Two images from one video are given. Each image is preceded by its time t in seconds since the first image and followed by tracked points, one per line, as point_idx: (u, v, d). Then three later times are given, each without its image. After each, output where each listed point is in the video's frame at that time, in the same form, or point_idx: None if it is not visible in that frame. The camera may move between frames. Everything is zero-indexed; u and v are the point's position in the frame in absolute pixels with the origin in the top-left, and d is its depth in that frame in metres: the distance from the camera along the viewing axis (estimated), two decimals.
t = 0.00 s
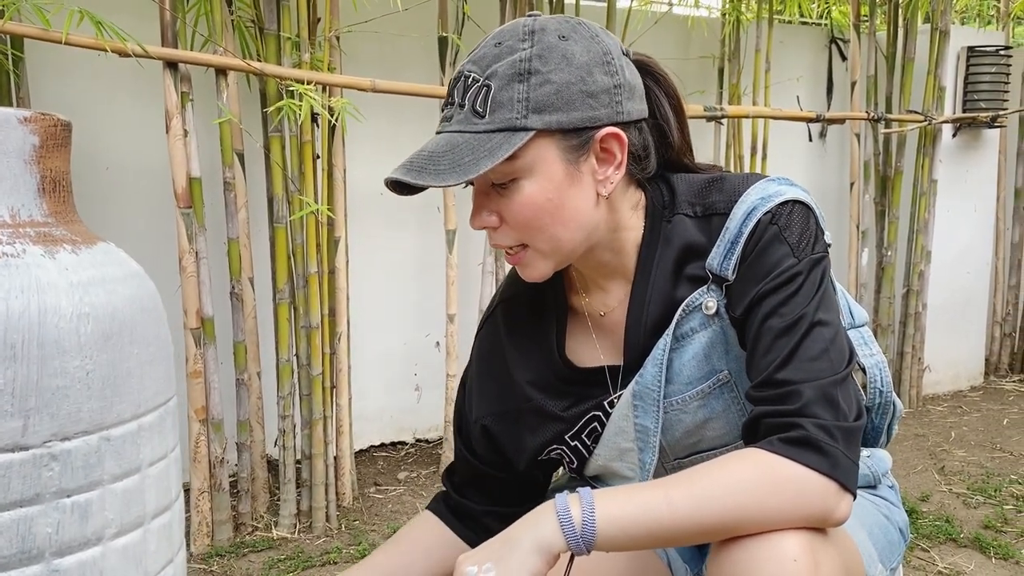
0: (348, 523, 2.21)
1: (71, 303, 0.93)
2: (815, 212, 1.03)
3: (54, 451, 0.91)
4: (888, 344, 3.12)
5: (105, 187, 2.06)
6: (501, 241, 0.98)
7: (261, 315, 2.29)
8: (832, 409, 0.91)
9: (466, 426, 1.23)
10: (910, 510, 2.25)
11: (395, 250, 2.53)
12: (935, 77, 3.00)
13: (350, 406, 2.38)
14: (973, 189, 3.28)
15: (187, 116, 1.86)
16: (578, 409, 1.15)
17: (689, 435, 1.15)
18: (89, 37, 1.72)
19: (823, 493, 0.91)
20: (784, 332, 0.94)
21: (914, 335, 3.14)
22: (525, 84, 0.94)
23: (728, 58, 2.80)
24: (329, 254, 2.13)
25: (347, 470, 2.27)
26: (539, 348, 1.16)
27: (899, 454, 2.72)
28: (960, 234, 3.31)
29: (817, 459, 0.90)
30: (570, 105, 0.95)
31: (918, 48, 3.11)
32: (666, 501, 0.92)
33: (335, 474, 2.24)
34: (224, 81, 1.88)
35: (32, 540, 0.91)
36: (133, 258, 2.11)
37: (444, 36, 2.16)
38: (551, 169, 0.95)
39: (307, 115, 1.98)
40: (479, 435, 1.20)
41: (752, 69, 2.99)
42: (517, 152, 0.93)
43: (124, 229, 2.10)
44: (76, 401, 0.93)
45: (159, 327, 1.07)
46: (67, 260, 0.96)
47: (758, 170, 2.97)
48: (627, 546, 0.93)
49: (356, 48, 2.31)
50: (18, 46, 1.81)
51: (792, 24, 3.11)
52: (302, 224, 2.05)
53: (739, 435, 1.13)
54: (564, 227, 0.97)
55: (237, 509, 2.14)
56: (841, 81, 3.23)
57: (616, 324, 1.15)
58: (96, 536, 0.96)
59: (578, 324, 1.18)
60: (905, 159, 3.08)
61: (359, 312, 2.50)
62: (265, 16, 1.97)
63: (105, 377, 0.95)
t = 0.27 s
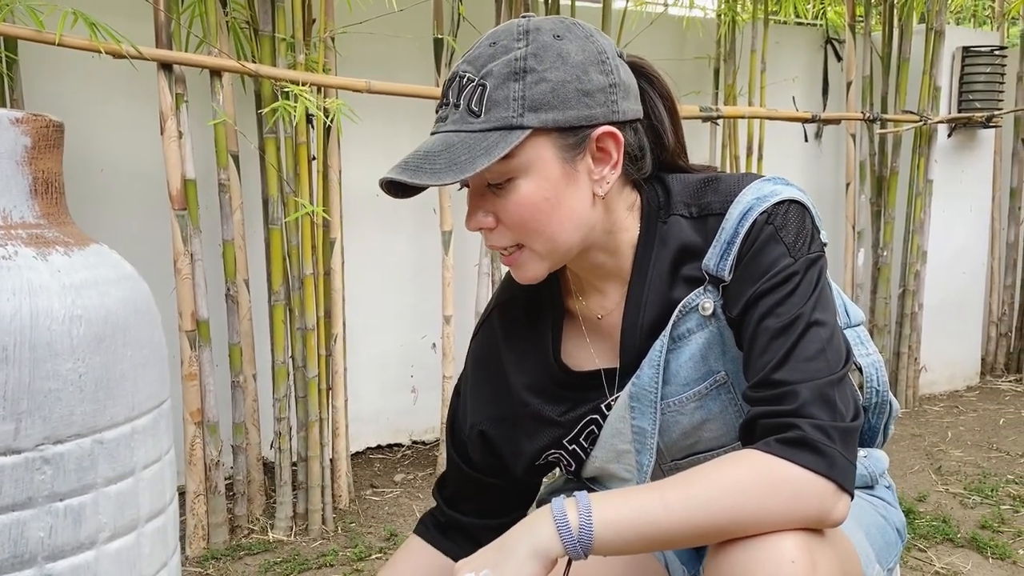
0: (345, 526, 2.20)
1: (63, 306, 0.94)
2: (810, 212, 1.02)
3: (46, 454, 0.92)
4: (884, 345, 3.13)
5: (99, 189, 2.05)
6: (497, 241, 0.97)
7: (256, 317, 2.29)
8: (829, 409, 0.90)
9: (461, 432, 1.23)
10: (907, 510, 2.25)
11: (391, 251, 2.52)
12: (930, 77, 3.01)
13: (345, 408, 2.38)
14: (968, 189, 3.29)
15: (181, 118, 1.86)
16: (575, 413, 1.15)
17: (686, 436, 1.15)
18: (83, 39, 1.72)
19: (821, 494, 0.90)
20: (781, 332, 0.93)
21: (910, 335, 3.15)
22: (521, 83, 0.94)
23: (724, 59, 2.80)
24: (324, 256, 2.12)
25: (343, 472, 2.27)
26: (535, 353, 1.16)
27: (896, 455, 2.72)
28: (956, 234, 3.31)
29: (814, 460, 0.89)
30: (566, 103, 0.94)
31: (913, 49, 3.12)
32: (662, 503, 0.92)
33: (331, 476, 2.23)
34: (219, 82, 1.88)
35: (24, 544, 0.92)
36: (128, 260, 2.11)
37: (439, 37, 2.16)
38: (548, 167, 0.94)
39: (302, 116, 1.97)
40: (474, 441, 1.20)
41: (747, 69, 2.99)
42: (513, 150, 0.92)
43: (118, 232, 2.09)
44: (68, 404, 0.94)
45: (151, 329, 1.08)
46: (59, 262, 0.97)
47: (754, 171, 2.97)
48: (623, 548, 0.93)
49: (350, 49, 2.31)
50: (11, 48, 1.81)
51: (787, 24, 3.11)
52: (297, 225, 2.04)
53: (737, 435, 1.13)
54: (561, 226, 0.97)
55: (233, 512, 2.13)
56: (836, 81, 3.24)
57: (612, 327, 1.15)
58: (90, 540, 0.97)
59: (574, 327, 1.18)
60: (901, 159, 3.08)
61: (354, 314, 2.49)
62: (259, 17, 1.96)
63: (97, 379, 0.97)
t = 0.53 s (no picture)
0: (340, 531, 2.20)
1: (55, 317, 0.99)
2: (806, 220, 1.03)
3: (38, 466, 0.97)
4: (879, 347, 3.13)
5: (94, 195, 2.05)
6: (494, 248, 0.97)
7: (252, 322, 2.29)
8: (825, 417, 0.91)
9: (458, 438, 1.23)
10: (903, 513, 2.26)
11: (386, 256, 2.52)
12: (924, 80, 3.02)
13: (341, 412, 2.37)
14: (962, 192, 3.29)
15: (176, 123, 1.85)
16: (570, 419, 1.15)
17: (681, 443, 1.15)
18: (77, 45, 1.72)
19: (816, 503, 0.91)
20: (777, 340, 0.93)
21: (905, 338, 3.15)
22: (521, 90, 0.94)
23: (719, 63, 2.80)
24: (320, 261, 2.12)
25: (339, 477, 2.26)
26: (530, 359, 1.16)
27: (891, 458, 2.72)
28: (951, 237, 3.32)
29: (810, 468, 0.90)
30: (566, 111, 0.95)
31: (907, 52, 3.13)
32: (657, 509, 0.92)
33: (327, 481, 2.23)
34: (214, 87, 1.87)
35: (17, 556, 0.97)
36: (123, 266, 2.10)
37: (434, 42, 2.16)
38: (547, 175, 0.94)
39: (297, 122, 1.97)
40: (470, 446, 1.20)
41: (742, 73, 2.99)
42: (513, 158, 0.93)
43: (113, 237, 2.09)
44: (60, 416, 0.98)
45: (143, 339, 1.13)
46: (51, 273, 1.02)
47: (748, 175, 2.97)
48: (618, 555, 0.93)
49: (345, 54, 2.31)
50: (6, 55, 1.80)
51: (781, 28, 3.12)
52: (292, 231, 2.04)
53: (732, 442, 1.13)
54: (558, 234, 0.97)
55: (229, 518, 2.12)
56: (830, 85, 3.24)
57: (608, 335, 1.15)
58: (82, 551, 1.02)
59: (570, 334, 1.18)
60: (896, 162, 3.09)
61: (350, 319, 2.49)
62: (254, 23, 1.96)
63: (89, 392, 1.01)
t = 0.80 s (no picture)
0: (335, 537, 2.20)
1: (44, 331, 1.05)
2: (798, 228, 1.03)
3: (29, 481, 1.04)
4: (874, 351, 3.14)
5: (87, 201, 2.05)
6: (490, 254, 0.97)
7: (246, 328, 2.28)
8: (816, 426, 0.91)
9: (449, 444, 1.22)
10: (897, 518, 2.26)
11: (381, 261, 2.52)
12: (918, 84, 3.02)
13: (336, 418, 2.37)
14: (956, 195, 3.30)
15: (170, 130, 1.85)
16: (564, 427, 1.14)
17: (674, 451, 1.15)
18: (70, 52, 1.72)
19: (807, 511, 0.91)
20: (768, 348, 0.93)
21: (900, 342, 3.16)
22: (518, 96, 0.94)
23: (713, 68, 2.81)
24: (314, 267, 2.12)
25: (334, 483, 2.26)
26: (523, 366, 1.15)
27: (886, 462, 2.73)
28: (945, 240, 3.32)
29: (800, 477, 0.90)
30: (563, 117, 0.95)
31: (901, 57, 3.13)
32: (648, 519, 0.93)
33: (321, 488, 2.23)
34: (207, 94, 1.87)
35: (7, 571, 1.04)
36: (117, 273, 2.10)
37: (428, 48, 2.16)
38: (543, 181, 0.95)
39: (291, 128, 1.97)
40: (462, 453, 1.19)
41: (735, 78, 3.00)
42: (509, 164, 0.93)
43: (107, 244, 2.09)
44: (50, 429, 1.06)
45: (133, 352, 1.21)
46: (39, 287, 1.08)
47: (742, 180, 2.98)
48: (610, 564, 0.94)
49: (340, 61, 2.31)
50: None
51: (775, 33, 3.13)
52: (287, 237, 2.04)
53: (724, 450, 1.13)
54: (554, 240, 0.97)
55: (223, 524, 2.12)
56: (825, 89, 3.25)
57: (601, 342, 1.15)
58: (72, 566, 1.10)
59: (563, 341, 1.18)
60: (890, 166, 3.10)
61: (345, 324, 2.49)
62: (248, 30, 1.96)
63: (78, 405, 1.09)
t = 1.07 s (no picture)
0: (329, 544, 2.19)
1: (32, 350, 1.24)
2: (788, 239, 1.03)
3: (16, 496, 1.24)
4: (868, 356, 3.14)
5: (80, 209, 2.05)
6: (481, 267, 0.98)
7: (240, 336, 2.28)
8: (805, 437, 0.91)
9: (441, 454, 1.22)
10: (891, 523, 2.26)
11: (375, 268, 2.52)
12: (910, 89, 3.03)
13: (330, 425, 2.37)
14: (949, 200, 3.31)
15: (163, 138, 1.85)
16: (555, 437, 1.15)
17: (665, 460, 1.15)
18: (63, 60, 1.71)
19: (797, 522, 0.91)
20: (758, 359, 0.94)
21: (894, 346, 3.16)
22: (509, 109, 0.94)
23: (706, 74, 2.82)
24: (307, 274, 2.12)
25: (328, 490, 2.26)
26: (514, 376, 1.15)
27: (880, 466, 2.73)
28: (938, 245, 3.33)
29: (790, 487, 0.90)
30: (554, 130, 0.95)
31: (893, 62, 3.15)
32: (639, 529, 0.93)
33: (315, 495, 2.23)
34: (200, 102, 1.87)
35: None
36: (110, 281, 2.10)
37: (421, 56, 2.17)
38: (534, 194, 0.95)
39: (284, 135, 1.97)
40: (453, 464, 1.19)
41: (729, 83, 3.01)
42: (501, 177, 0.93)
43: (100, 252, 2.09)
44: (38, 444, 1.25)
45: (115, 360, 1.39)
46: (25, 302, 1.26)
47: (736, 185, 2.99)
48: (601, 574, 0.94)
49: (333, 68, 2.32)
50: None
51: (768, 39, 3.14)
52: (280, 244, 2.04)
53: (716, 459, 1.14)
54: (545, 253, 0.97)
55: (217, 532, 2.12)
56: (818, 94, 3.26)
57: (592, 352, 1.15)
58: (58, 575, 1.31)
59: (554, 351, 1.18)
60: (883, 171, 3.10)
61: (339, 331, 2.49)
62: (241, 37, 1.96)
63: (63, 420, 1.28)
